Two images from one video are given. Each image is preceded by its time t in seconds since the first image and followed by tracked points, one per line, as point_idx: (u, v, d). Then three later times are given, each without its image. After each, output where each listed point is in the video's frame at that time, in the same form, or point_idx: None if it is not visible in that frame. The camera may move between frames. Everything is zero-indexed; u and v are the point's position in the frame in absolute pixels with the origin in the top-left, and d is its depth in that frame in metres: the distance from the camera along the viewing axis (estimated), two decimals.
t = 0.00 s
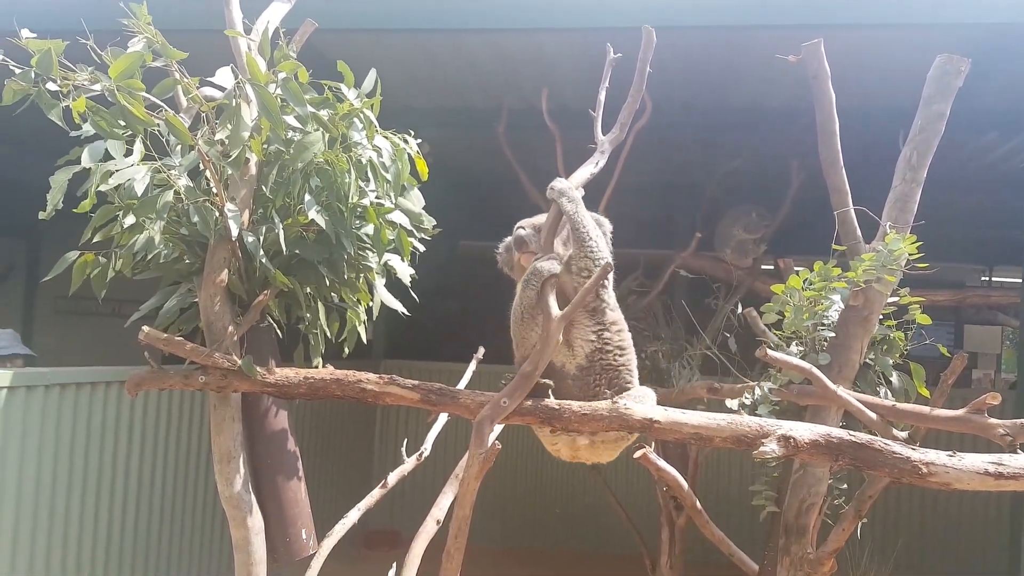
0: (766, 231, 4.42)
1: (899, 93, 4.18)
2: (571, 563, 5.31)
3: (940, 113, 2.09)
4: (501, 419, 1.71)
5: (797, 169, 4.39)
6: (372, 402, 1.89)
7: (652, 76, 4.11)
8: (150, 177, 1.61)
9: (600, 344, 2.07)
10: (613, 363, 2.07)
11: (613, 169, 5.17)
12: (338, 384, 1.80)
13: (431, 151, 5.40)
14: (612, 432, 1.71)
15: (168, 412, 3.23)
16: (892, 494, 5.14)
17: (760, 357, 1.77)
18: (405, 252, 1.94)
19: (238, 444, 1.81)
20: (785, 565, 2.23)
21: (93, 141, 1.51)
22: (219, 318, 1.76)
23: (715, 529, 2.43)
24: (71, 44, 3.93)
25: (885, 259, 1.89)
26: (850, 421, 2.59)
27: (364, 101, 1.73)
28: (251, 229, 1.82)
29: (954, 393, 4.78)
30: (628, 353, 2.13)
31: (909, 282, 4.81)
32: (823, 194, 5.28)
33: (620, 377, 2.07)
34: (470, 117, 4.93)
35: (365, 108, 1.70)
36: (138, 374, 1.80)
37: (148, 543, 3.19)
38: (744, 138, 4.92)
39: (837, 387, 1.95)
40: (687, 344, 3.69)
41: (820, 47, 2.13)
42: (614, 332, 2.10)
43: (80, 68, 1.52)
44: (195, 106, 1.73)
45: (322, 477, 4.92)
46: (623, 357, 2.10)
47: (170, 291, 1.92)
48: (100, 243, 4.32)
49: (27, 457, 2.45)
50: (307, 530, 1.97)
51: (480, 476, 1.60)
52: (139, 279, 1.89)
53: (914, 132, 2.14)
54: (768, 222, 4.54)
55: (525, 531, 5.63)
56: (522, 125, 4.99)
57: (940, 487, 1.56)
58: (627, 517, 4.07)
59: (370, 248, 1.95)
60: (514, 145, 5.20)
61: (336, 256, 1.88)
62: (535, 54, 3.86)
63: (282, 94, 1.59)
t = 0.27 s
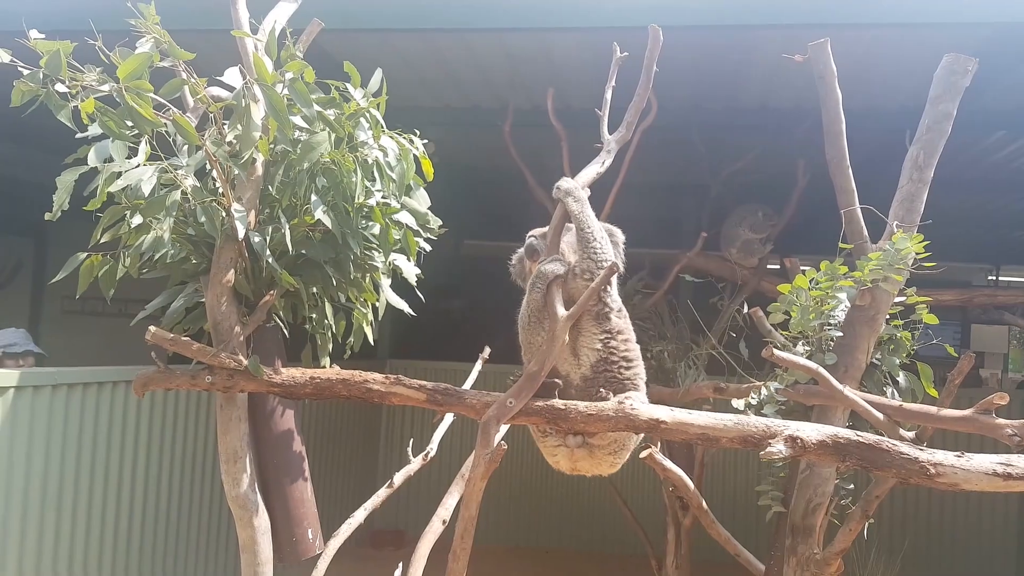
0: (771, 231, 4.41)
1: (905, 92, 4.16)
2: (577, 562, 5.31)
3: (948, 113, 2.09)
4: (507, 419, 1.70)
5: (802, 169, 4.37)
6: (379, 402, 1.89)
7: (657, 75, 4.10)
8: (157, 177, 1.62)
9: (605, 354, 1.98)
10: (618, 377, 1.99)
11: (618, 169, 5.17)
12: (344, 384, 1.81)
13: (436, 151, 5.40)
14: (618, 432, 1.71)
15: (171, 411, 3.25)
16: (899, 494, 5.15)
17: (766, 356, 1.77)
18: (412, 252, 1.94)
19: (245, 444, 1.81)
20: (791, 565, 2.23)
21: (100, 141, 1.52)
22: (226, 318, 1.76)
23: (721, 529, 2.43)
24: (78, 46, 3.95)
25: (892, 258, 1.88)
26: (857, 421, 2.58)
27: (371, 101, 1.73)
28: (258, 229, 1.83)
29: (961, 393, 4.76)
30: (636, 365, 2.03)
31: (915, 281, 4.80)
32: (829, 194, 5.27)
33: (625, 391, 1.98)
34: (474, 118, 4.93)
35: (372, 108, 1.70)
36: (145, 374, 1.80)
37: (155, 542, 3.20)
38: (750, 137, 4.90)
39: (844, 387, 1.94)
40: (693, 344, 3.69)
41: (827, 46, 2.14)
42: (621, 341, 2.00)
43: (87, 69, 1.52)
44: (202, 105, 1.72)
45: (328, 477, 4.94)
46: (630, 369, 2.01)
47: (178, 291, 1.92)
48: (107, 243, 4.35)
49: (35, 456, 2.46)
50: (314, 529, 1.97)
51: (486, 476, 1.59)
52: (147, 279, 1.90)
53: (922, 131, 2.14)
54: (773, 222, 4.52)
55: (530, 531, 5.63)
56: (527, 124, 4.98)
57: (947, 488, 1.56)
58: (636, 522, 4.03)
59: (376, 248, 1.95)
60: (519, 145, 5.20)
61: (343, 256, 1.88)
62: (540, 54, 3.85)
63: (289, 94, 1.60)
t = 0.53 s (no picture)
0: (774, 230, 4.40)
1: (908, 90, 4.15)
2: (580, 561, 5.32)
3: (951, 112, 2.08)
4: (509, 418, 1.70)
5: (804, 167, 4.36)
6: (381, 401, 1.89)
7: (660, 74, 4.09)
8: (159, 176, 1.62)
9: (607, 355, 1.95)
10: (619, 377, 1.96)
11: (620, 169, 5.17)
12: (347, 383, 1.81)
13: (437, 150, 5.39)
14: (620, 431, 1.71)
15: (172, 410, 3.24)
16: (901, 493, 5.15)
17: (768, 355, 1.77)
18: (414, 251, 1.94)
19: (247, 443, 1.81)
20: (794, 564, 2.23)
21: (102, 140, 1.52)
22: (228, 317, 1.76)
23: (724, 528, 2.42)
24: (79, 45, 3.94)
25: (895, 257, 1.89)
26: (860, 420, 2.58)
27: (373, 100, 1.73)
28: (260, 228, 1.83)
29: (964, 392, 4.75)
30: (636, 366, 2.01)
31: (918, 280, 4.79)
32: (831, 193, 5.26)
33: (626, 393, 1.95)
34: (476, 116, 4.92)
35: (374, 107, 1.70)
36: (148, 373, 1.80)
37: (159, 539, 3.21)
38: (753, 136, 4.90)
39: (847, 386, 1.94)
40: (696, 343, 3.68)
41: (831, 45, 2.15)
42: (622, 341, 1.98)
43: (89, 67, 1.52)
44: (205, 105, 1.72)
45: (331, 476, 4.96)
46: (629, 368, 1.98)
47: (179, 290, 1.92)
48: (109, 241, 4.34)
49: (38, 455, 2.47)
50: (317, 528, 1.97)
51: (488, 475, 1.59)
52: (149, 278, 1.90)
53: (925, 130, 2.13)
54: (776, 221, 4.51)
55: (533, 530, 5.64)
56: (529, 124, 4.98)
57: (950, 486, 1.55)
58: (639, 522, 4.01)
59: (379, 247, 1.95)
60: (521, 144, 5.20)
61: (345, 255, 1.88)
62: (542, 53, 3.85)
63: (292, 93, 1.59)
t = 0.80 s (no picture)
0: (775, 228, 4.39)
1: (910, 87, 4.14)
2: (582, 559, 5.33)
3: (952, 108, 2.08)
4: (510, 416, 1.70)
5: (806, 165, 4.35)
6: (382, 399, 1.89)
7: (661, 71, 4.09)
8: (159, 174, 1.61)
9: (600, 355, 1.96)
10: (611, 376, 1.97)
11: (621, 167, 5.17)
12: (348, 380, 1.81)
13: (438, 148, 5.39)
14: (621, 428, 1.71)
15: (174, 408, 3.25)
16: (902, 490, 5.17)
17: (769, 353, 1.77)
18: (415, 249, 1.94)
19: (248, 441, 1.81)
20: (795, 561, 2.23)
21: (102, 138, 1.51)
22: (229, 315, 1.76)
23: (725, 526, 2.42)
24: (79, 43, 3.94)
25: (897, 254, 1.88)
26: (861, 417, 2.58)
27: (373, 98, 1.73)
28: (262, 226, 1.83)
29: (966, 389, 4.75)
30: (626, 366, 2.02)
31: (920, 278, 4.78)
32: (833, 191, 5.26)
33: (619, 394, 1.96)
34: (476, 114, 4.91)
35: (374, 104, 1.70)
36: (149, 371, 1.80)
37: (160, 536, 3.23)
38: (754, 133, 4.89)
39: (848, 383, 1.94)
40: (697, 340, 3.68)
41: (832, 42, 2.14)
42: (614, 341, 1.98)
43: (88, 65, 1.51)
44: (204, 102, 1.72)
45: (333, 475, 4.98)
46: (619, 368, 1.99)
47: (180, 288, 1.92)
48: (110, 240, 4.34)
49: (39, 452, 2.47)
50: (319, 526, 1.97)
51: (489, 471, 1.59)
52: (150, 276, 1.90)
53: (926, 127, 2.13)
54: (777, 219, 4.50)
55: (535, 527, 5.65)
56: (530, 122, 4.97)
57: (951, 483, 1.55)
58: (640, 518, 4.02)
59: (380, 245, 1.95)
60: (522, 142, 5.20)
61: (346, 253, 1.88)
62: (543, 50, 3.84)
63: (292, 91, 1.59)
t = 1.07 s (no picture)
0: (779, 224, 4.38)
1: (917, 83, 4.11)
2: (585, 554, 5.36)
3: (959, 104, 2.07)
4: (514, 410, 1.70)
5: (812, 161, 4.33)
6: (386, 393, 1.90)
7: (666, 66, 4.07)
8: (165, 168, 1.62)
9: (597, 356, 1.96)
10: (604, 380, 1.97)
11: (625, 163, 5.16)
12: (353, 375, 1.81)
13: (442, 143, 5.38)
14: (626, 424, 1.71)
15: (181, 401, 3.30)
16: (905, 487, 5.18)
17: (774, 349, 1.76)
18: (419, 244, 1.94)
19: (253, 434, 1.82)
20: (797, 558, 2.23)
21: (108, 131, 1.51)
22: (234, 309, 1.76)
23: (727, 522, 2.43)
24: (84, 36, 3.94)
25: (902, 251, 1.89)
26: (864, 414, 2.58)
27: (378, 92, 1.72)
28: (266, 220, 1.83)
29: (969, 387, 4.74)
30: (620, 367, 2.03)
31: (924, 275, 4.77)
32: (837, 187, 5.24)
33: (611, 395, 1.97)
34: (480, 109, 4.90)
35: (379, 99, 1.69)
36: (155, 364, 1.81)
37: (162, 528, 3.28)
38: (759, 128, 4.87)
39: (852, 380, 1.93)
40: (700, 337, 3.68)
41: (838, 38, 2.14)
42: (611, 342, 1.98)
43: (96, 57, 1.52)
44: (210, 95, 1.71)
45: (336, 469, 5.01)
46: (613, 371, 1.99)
47: (185, 282, 1.92)
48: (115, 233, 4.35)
49: (44, 443, 2.54)
50: (323, 519, 1.98)
51: (494, 466, 1.59)
52: (155, 270, 1.90)
53: (932, 123, 2.12)
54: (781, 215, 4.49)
55: (538, 523, 5.67)
56: (534, 117, 4.96)
57: (957, 480, 1.55)
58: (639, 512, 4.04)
59: (384, 240, 1.95)
60: (526, 137, 5.19)
61: (350, 248, 1.88)
62: (548, 44, 3.82)
63: (298, 85, 1.59)
